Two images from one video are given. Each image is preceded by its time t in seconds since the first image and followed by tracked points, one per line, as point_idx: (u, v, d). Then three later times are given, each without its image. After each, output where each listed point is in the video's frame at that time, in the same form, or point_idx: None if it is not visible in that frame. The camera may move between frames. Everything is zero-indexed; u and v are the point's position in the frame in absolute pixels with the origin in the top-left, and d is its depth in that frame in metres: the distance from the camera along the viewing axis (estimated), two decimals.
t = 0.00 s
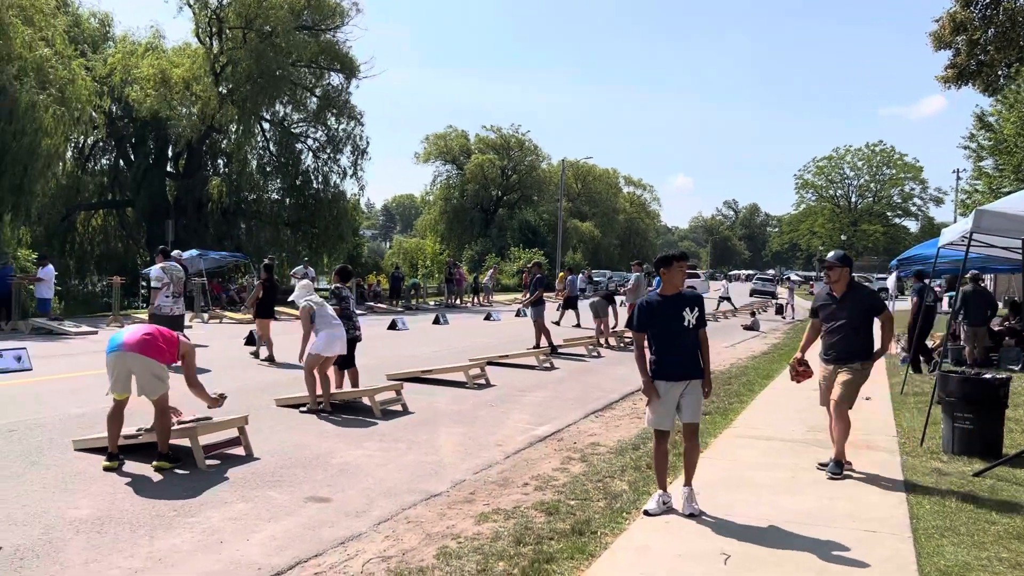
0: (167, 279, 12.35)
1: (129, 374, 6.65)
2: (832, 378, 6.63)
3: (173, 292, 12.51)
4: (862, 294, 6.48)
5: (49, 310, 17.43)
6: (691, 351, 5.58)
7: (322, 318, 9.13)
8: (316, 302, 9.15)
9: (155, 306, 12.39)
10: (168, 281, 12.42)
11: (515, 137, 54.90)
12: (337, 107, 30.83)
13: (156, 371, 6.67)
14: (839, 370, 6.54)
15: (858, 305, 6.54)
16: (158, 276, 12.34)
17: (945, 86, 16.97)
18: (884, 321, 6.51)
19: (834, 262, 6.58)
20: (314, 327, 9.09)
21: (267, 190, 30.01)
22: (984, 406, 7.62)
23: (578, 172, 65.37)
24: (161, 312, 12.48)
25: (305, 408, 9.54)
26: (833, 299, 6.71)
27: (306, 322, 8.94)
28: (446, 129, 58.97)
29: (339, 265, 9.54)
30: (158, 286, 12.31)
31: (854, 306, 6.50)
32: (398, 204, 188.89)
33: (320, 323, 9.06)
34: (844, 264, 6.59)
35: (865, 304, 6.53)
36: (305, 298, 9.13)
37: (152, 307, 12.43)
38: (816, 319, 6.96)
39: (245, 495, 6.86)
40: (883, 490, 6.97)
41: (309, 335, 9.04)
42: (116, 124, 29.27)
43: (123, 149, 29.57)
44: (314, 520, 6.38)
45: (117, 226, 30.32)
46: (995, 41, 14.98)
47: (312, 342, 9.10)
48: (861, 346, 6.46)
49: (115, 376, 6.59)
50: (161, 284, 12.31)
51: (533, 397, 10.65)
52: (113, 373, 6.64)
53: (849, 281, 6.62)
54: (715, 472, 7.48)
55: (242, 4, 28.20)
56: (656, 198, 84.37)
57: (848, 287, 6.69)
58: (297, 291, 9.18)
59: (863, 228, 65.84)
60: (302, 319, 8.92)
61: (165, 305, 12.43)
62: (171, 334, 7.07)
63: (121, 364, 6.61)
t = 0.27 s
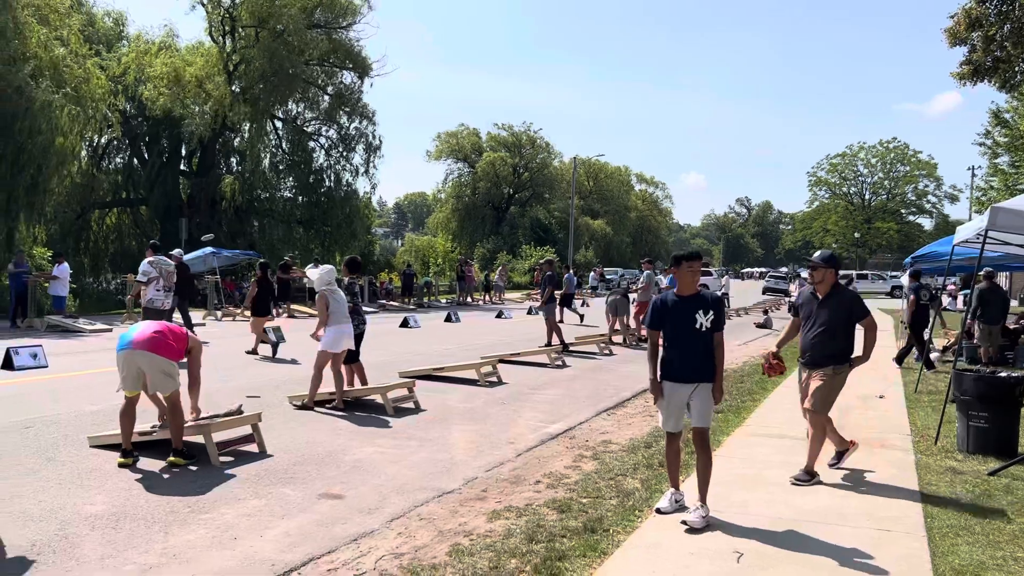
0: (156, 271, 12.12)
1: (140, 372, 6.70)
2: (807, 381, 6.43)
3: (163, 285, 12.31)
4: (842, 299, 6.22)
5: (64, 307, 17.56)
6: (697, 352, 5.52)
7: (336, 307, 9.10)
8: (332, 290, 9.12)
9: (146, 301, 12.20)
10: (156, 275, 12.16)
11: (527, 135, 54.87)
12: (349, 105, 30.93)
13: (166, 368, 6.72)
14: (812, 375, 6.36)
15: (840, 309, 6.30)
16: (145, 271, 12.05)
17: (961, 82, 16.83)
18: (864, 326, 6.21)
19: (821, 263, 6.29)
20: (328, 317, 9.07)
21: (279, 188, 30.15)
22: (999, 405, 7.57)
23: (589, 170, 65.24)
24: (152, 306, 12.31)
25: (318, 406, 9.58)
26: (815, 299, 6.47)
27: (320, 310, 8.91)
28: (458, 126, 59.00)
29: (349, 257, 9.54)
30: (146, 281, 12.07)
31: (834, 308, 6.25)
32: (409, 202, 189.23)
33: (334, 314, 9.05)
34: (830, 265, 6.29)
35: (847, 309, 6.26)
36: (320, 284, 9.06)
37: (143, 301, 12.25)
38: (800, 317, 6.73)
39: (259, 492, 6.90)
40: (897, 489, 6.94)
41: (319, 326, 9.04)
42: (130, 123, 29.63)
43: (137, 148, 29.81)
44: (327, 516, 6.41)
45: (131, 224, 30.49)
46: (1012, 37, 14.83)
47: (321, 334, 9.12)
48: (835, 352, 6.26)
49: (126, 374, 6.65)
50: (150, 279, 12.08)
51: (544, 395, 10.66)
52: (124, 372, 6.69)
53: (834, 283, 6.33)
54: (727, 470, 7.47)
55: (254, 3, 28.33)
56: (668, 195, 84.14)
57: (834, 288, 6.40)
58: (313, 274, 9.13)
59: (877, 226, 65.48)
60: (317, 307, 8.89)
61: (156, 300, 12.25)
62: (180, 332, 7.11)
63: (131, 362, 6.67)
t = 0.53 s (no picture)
0: (148, 270, 12.74)
1: (162, 367, 6.74)
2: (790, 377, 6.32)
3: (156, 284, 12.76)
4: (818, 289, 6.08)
5: (79, 305, 17.69)
6: (710, 350, 5.49)
7: (345, 302, 9.11)
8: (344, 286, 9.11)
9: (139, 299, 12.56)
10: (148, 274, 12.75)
11: (538, 133, 54.86)
12: (361, 104, 31.00)
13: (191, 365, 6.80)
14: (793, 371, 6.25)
15: (817, 300, 6.15)
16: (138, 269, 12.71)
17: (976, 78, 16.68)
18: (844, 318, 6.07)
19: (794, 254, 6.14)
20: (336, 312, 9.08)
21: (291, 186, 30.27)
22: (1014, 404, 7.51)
23: (601, 168, 65.14)
24: (144, 305, 12.63)
25: (330, 403, 9.63)
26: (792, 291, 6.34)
27: (330, 305, 8.91)
28: (469, 125, 59.02)
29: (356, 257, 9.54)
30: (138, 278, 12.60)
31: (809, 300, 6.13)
32: (419, 200, 189.53)
33: (343, 310, 9.07)
34: (805, 256, 6.14)
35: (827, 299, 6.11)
36: (333, 280, 9.04)
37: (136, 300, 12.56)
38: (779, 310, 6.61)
39: (272, 488, 6.93)
40: (910, 487, 6.90)
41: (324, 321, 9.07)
42: (144, 122, 29.86)
43: (150, 146, 30.08)
44: (340, 513, 6.45)
45: (144, 223, 30.69)
46: None
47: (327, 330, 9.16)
48: (817, 346, 6.12)
49: (149, 369, 6.68)
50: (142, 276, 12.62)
51: (555, 393, 10.67)
52: (147, 366, 6.71)
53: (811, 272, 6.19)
54: (739, 468, 7.45)
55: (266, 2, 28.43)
56: (679, 193, 83.91)
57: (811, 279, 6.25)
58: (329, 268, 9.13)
59: (890, 224, 65.07)
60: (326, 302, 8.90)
61: (149, 297, 12.60)
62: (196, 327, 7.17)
63: (154, 357, 6.71)
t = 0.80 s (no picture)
0: (141, 266, 12.74)
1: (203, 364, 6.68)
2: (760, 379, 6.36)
3: (148, 279, 12.78)
4: (782, 289, 6.19)
5: (92, 303, 17.82)
6: (721, 351, 5.53)
7: (354, 300, 9.11)
8: (354, 283, 9.10)
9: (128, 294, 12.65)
10: (142, 269, 12.77)
11: (549, 131, 54.88)
12: (372, 102, 31.06)
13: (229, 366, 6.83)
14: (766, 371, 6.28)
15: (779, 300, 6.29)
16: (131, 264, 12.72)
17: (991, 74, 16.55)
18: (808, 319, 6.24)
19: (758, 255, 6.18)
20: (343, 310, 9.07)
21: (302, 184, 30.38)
22: None
23: (612, 166, 65.08)
24: (135, 300, 12.72)
25: (342, 401, 9.66)
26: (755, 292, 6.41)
27: (339, 302, 8.89)
28: (480, 123, 59.01)
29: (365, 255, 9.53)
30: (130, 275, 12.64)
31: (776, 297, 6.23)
32: (428, 198, 189.72)
33: (350, 308, 9.06)
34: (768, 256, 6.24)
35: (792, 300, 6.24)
36: (341, 276, 9.05)
37: (127, 293, 12.66)
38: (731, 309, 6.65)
39: (285, 485, 6.97)
40: (924, 486, 6.87)
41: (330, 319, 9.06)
42: (156, 120, 29.70)
43: (164, 145, 30.02)
44: (353, 510, 6.47)
45: (157, 221, 30.85)
46: None
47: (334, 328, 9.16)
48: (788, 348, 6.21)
49: (193, 364, 6.60)
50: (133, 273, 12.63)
51: (566, 390, 10.67)
52: (190, 360, 6.62)
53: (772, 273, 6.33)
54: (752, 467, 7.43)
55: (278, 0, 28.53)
56: (691, 191, 83.73)
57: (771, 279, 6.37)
58: (338, 265, 9.13)
59: (903, 221, 64.75)
60: (334, 299, 8.87)
61: (140, 293, 12.67)
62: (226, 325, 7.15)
63: (201, 356, 6.65)
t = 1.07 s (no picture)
0: (131, 266, 12.60)
1: (232, 361, 6.67)
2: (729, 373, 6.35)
3: (137, 279, 12.77)
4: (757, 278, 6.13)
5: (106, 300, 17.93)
6: (731, 349, 5.51)
7: (371, 299, 9.13)
8: (370, 282, 9.11)
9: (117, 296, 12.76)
10: (131, 269, 12.64)
11: (560, 128, 54.87)
12: (384, 101, 31.16)
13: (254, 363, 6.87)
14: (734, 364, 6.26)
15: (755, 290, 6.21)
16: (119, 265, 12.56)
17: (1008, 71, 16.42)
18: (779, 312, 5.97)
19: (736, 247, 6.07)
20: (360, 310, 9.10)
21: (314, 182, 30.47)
22: None
23: (623, 164, 64.98)
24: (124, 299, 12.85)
25: (355, 398, 9.69)
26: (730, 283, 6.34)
27: (355, 302, 8.92)
28: (491, 120, 59.02)
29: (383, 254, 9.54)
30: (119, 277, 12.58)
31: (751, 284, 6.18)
32: (438, 196, 189.90)
33: (366, 307, 9.08)
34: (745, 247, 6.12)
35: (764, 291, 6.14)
36: (358, 275, 9.06)
37: (116, 293, 12.75)
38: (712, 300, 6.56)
39: (298, 482, 7.00)
40: (938, 485, 6.84)
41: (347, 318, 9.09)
42: (170, 118, 30.03)
43: (176, 143, 30.24)
44: (365, 507, 6.50)
45: (169, 219, 31.02)
46: None
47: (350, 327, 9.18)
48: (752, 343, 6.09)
49: (224, 358, 6.57)
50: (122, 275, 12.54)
51: (578, 388, 10.68)
52: (221, 356, 6.58)
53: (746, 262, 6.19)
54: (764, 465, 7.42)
55: None
56: (702, 188, 83.50)
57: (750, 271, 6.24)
58: (354, 264, 9.15)
59: (916, 219, 64.32)
60: (351, 299, 8.90)
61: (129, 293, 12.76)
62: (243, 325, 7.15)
63: (235, 351, 6.65)
